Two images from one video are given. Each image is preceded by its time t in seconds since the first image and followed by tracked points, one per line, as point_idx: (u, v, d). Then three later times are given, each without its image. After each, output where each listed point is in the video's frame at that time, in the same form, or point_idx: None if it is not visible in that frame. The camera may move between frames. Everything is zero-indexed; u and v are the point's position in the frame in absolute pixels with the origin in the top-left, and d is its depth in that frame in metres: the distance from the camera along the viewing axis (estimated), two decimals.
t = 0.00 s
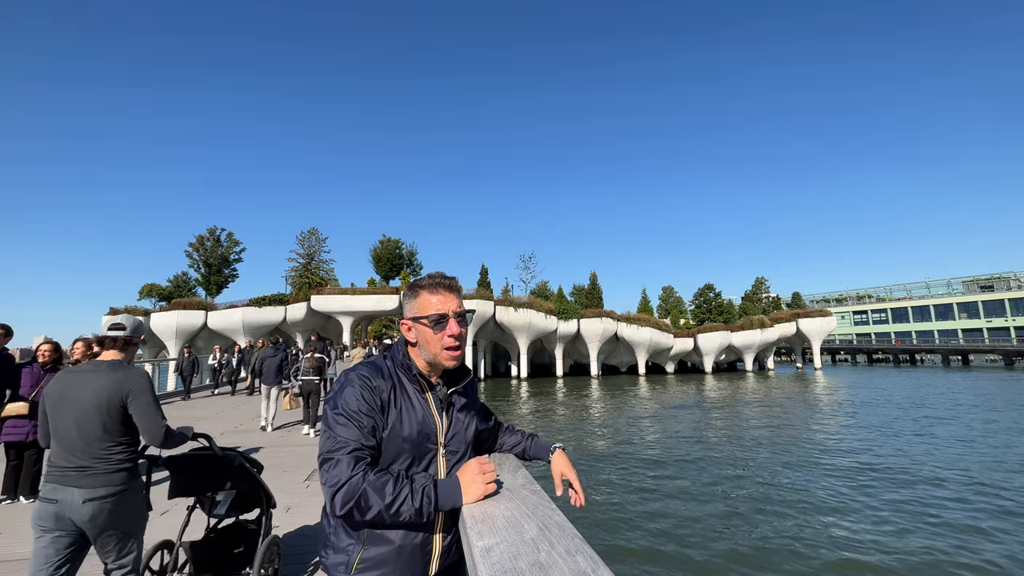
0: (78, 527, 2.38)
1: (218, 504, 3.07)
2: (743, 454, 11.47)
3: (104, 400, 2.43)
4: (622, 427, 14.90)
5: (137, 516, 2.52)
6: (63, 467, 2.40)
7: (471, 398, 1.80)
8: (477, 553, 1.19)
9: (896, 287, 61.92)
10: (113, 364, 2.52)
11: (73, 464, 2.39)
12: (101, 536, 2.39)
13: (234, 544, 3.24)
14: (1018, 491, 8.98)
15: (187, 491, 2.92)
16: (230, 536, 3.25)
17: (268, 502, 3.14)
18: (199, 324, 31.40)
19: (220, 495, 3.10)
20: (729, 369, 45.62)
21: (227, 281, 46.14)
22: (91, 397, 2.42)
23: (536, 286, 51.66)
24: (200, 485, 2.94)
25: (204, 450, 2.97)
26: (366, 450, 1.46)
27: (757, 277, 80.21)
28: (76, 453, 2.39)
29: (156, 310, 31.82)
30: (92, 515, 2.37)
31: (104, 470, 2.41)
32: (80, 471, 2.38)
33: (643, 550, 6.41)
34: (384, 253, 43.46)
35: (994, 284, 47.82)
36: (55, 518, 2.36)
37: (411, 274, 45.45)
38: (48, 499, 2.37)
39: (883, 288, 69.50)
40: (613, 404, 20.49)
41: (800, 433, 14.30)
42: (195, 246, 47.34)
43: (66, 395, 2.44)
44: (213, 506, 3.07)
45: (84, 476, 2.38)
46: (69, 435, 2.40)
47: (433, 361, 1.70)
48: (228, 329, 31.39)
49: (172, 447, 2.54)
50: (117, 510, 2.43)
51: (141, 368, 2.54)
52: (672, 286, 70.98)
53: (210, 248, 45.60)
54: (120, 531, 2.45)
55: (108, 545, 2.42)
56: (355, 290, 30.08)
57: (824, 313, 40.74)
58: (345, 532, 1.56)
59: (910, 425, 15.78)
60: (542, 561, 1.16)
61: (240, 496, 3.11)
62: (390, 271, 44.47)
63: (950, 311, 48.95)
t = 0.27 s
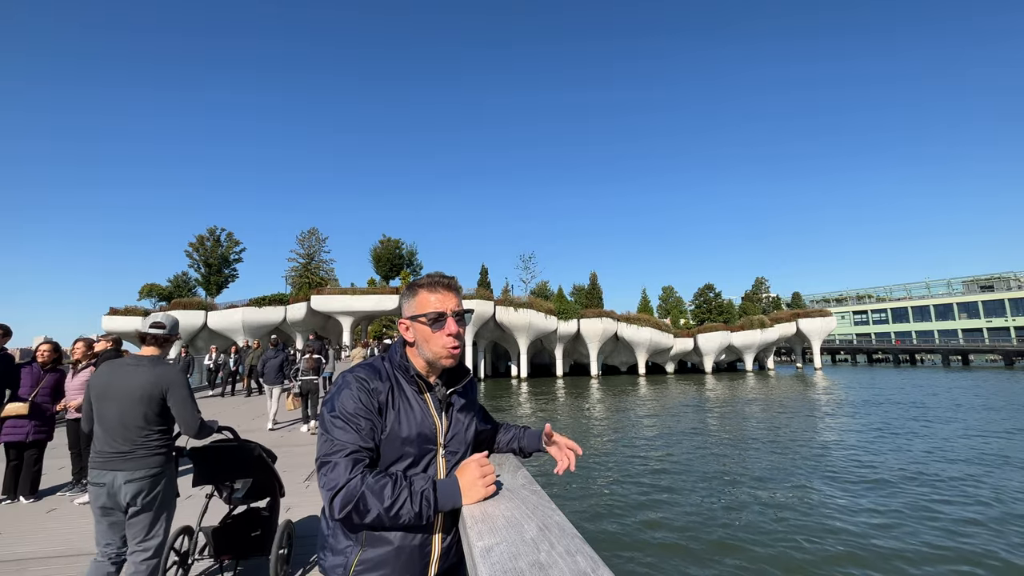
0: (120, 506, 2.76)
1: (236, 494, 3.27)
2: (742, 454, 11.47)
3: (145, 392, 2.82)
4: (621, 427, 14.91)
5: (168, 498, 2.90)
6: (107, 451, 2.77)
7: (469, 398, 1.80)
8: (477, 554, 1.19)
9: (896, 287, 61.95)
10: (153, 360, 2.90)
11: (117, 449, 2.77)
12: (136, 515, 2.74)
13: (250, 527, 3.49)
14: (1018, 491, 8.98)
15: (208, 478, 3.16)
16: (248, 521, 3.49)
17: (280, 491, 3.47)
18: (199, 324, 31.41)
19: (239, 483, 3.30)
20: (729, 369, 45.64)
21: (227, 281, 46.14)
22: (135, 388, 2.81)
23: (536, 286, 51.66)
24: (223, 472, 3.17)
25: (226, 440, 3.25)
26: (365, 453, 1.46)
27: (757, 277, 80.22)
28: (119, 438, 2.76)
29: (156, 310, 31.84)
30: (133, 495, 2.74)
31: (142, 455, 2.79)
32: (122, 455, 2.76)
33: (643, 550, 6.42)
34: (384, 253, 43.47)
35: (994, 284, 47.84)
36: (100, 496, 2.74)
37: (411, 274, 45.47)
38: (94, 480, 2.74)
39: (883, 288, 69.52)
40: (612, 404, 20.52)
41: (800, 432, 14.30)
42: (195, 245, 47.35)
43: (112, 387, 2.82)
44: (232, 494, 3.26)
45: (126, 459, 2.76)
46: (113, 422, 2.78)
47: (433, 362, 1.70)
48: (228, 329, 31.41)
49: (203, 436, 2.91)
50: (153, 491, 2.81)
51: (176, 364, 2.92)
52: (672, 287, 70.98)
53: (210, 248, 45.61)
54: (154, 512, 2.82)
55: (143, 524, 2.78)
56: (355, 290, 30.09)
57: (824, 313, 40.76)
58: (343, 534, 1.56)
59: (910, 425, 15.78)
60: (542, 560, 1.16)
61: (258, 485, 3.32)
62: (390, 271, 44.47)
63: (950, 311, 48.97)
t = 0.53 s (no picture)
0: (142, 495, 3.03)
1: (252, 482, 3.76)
2: (744, 455, 11.45)
3: (172, 390, 3.14)
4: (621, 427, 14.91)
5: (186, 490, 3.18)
6: (133, 444, 3.07)
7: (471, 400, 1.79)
8: (477, 554, 1.19)
9: (896, 287, 61.95)
10: (179, 361, 3.25)
11: (143, 441, 3.06)
12: (155, 502, 2.99)
13: (262, 515, 3.87)
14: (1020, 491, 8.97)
15: (228, 464, 3.67)
16: (261, 508, 3.88)
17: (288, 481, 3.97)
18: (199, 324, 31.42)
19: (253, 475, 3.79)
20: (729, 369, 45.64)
21: (227, 281, 46.16)
22: (162, 386, 3.13)
23: (536, 286, 51.64)
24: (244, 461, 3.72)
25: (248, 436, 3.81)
26: (365, 456, 1.46)
27: (757, 278, 80.25)
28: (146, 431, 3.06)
29: (156, 310, 31.87)
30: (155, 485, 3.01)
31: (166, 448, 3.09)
32: (147, 448, 3.06)
33: (645, 550, 6.42)
34: (384, 253, 43.47)
35: (994, 284, 47.84)
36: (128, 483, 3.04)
37: (411, 274, 45.48)
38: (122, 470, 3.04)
39: (883, 288, 69.56)
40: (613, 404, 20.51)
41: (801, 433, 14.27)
42: (195, 245, 47.36)
43: (140, 385, 3.14)
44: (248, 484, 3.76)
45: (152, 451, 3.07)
46: (141, 417, 3.09)
47: (436, 362, 1.70)
48: (228, 329, 31.43)
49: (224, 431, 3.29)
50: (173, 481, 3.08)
51: (200, 365, 3.25)
52: (672, 287, 70.95)
53: (210, 248, 45.61)
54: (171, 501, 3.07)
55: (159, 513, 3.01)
56: (355, 290, 30.10)
57: (824, 313, 40.76)
58: (344, 535, 1.57)
59: (911, 425, 15.77)
60: (542, 561, 1.16)
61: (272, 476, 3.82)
62: (390, 271, 44.49)
63: (950, 311, 49.00)
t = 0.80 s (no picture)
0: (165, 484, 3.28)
1: (263, 473, 4.06)
2: (745, 454, 11.45)
3: (196, 386, 3.42)
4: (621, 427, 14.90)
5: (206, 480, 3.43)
6: (156, 438, 3.31)
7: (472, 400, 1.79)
8: (477, 553, 1.19)
9: (896, 287, 61.96)
10: (201, 360, 3.52)
11: (166, 434, 3.30)
12: (175, 491, 3.21)
13: (272, 503, 4.08)
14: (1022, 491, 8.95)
15: (242, 456, 3.99)
16: (269, 498, 4.04)
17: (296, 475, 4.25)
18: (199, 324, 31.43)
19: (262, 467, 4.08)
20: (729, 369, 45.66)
21: (227, 281, 46.19)
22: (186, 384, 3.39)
23: (536, 286, 51.62)
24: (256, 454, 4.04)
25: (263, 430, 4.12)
26: (365, 454, 1.45)
27: (757, 277, 80.22)
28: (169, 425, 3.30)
29: (156, 310, 31.89)
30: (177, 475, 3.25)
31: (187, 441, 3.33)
32: (169, 441, 3.30)
33: (646, 550, 6.41)
34: (384, 253, 43.48)
35: (994, 284, 47.85)
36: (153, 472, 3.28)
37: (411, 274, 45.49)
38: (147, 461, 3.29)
39: (883, 288, 69.56)
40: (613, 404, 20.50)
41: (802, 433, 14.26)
42: (195, 245, 47.36)
43: (164, 383, 3.40)
44: (258, 475, 4.06)
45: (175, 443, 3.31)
46: (164, 413, 3.32)
47: (437, 361, 1.70)
48: (228, 329, 31.44)
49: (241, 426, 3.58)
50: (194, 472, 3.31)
51: (220, 364, 3.54)
52: (672, 287, 70.95)
53: (210, 248, 45.60)
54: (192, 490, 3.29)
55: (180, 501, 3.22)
56: (355, 290, 30.10)
57: (824, 313, 40.76)
58: (344, 534, 1.57)
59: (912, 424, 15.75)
60: (542, 561, 1.16)
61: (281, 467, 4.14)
62: (390, 271, 44.49)
63: (950, 311, 49.01)
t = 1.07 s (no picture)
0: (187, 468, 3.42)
1: (268, 466, 4.10)
2: (745, 454, 11.45)
3: (216, 376, 3.60)
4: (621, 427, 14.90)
5: (224, 468, 3.59)
6: (178, 424, 3.43)
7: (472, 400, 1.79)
8: (477, 554, 1.19)
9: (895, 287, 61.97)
10: (217, 353, 3.70)
11: (189, 421, 3.43)
12: (203, 475, 3.40)
13: (277, 494, 4.16)
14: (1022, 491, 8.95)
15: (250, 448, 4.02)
16: (276, 489, 4.15)
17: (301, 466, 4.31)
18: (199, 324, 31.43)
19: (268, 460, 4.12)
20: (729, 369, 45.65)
21: (227, 281, 46.20)
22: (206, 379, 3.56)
23: (536, 286, 51.61)
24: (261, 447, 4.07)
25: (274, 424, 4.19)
26: (364, 457, 1.46)
27: (757, 277, 80.20)
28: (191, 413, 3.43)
29: (156, 310, 31.89)
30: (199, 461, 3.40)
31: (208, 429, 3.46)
32: (191, 428, 3.42)
33: (646, 550, 6.41)
34: (384, 253, 43.48)
35: (994, 284, 47.85)
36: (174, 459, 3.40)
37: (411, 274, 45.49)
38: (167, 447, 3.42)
39: (883, 288, 69.55)
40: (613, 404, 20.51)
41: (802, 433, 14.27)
42: (195, 245, 47.37)
43: (186, 374, 3.55)
44: (264, 468, 4.09)
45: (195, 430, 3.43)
46: (185, 402, 3.46)
47: (436, 361, 1.70)
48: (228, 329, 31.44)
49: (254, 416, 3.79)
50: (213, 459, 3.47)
51: (235, 357, 3.77)
52: (672, 287, 70.95)
53: (210, 248, 45.59)
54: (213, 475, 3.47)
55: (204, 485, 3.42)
56: (355, 290, 30.09)
57: (824, 313, 40.75)
58: (342, 536, 1.56)
59: (913, 425, 15.74)
60: (541, 561, 1.16)
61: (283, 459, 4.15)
62: (390, 271, 44.49)
63: (950, 311, 49.00)
